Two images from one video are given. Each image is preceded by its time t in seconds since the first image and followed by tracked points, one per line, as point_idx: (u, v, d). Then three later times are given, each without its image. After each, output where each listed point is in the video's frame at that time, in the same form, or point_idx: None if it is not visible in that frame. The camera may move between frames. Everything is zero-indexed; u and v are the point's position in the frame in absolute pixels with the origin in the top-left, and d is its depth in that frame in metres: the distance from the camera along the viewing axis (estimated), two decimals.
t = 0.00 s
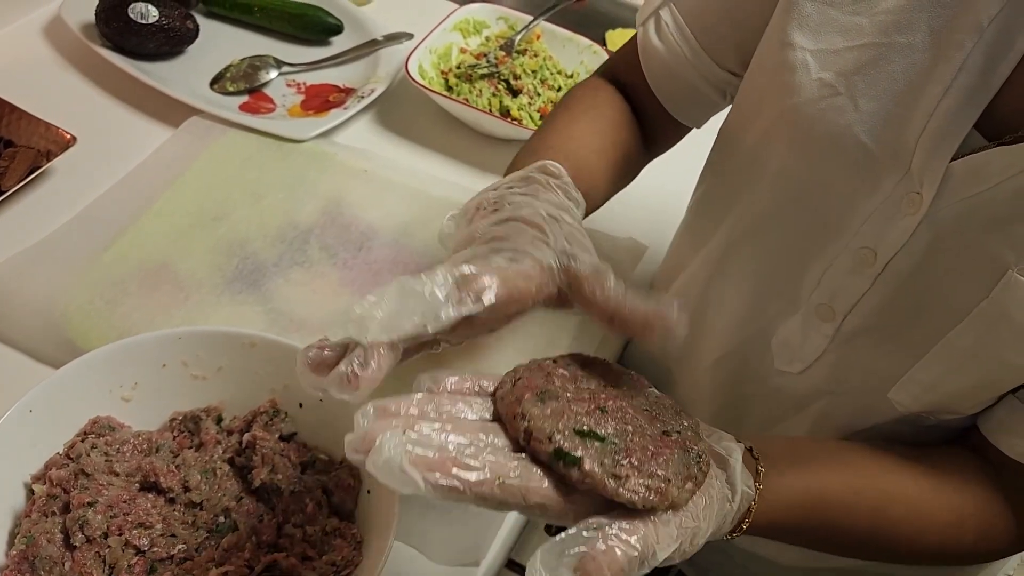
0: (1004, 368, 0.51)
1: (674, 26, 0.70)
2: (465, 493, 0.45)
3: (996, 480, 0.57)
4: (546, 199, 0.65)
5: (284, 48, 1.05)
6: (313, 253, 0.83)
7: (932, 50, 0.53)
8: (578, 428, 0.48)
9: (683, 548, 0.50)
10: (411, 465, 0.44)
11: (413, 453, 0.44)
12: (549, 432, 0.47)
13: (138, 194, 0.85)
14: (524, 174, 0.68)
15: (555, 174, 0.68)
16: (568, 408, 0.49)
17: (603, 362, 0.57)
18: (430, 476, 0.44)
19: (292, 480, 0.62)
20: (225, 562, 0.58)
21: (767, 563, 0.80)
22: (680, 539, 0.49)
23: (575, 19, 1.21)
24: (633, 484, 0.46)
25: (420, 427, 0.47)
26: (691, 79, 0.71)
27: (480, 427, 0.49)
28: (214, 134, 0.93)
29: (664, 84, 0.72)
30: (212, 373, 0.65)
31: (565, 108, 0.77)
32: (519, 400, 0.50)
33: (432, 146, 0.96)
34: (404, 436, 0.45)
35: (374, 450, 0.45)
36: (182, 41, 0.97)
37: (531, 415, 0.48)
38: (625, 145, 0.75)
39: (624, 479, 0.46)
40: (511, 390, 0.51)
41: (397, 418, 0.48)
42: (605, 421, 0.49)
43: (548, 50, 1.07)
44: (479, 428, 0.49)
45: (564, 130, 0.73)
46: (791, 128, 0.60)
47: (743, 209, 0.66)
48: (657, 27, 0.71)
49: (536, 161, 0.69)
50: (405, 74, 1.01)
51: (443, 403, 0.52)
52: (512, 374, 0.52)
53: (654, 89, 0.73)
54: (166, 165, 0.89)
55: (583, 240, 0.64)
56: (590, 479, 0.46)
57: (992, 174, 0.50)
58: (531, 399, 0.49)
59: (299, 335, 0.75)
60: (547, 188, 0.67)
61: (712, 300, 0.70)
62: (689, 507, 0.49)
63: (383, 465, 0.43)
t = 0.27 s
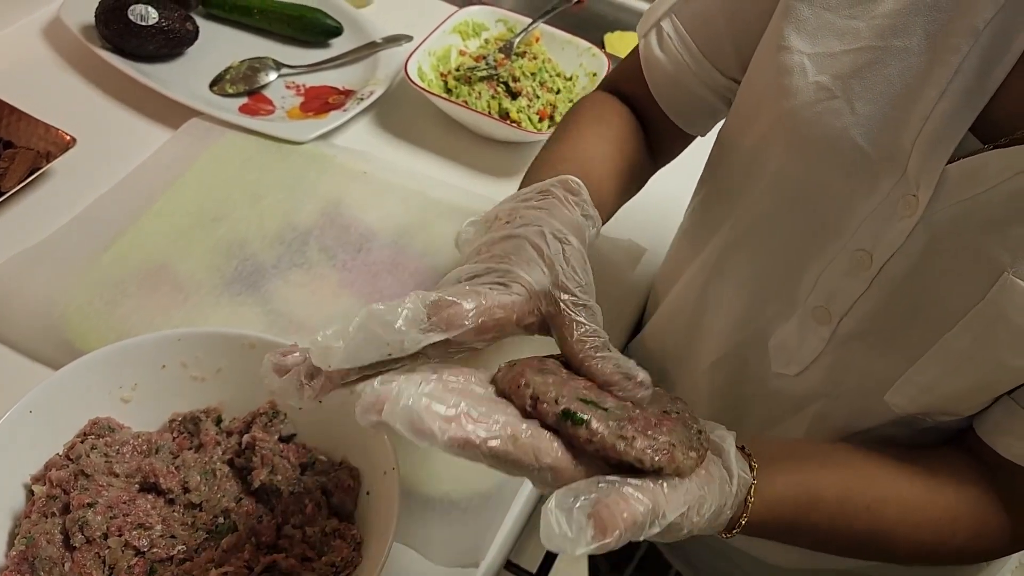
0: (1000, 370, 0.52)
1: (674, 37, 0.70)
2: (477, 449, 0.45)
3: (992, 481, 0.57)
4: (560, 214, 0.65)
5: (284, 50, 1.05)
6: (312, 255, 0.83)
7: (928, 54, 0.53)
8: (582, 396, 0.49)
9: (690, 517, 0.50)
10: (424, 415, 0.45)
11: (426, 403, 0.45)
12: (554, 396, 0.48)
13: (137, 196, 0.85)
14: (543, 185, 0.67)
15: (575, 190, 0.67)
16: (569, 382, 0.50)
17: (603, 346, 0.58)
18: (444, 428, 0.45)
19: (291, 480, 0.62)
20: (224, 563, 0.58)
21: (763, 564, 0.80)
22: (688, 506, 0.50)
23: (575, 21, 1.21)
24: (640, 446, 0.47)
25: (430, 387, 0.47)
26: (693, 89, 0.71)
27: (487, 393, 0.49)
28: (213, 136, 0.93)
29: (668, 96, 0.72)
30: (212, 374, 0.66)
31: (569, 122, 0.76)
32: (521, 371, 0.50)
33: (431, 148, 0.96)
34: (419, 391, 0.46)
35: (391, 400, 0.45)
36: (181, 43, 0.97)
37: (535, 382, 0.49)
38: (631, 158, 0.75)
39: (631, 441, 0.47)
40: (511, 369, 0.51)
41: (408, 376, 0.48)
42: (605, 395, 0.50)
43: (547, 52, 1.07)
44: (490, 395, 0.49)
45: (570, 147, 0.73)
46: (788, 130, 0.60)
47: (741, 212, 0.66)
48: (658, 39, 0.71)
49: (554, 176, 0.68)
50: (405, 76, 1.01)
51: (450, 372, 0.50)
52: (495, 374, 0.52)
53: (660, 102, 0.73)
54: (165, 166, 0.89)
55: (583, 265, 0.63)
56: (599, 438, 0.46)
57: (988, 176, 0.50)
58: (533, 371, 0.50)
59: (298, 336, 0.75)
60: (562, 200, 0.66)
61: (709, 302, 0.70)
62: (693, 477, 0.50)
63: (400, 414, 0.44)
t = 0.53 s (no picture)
0: (997, 374, 0.52)
1: (675, 47, 0.70)
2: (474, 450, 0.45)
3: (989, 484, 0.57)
4: (556, 212, 0.65)
5: (282, 51, 1.05)
6: (311, 256, 0.83)
7: (925, 58, 0.53)
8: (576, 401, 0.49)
9: (682, 518, 0.51)
10: (423, 418, 0.45)
11: (424, 405, 0.45)
12: (549, 401, 0.48)
13: (136, 197, 0.85)
14: (541, 186, 0.67)
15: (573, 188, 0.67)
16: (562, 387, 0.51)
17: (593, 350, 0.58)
18: (440, 430, 0.45)
19: (289, 482, 0.62)
20: (222, 565, 0.58)
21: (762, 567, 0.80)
22: (680, 508, 0.50)
23: (573, 23, 1.21)
24: (633, 452, 0.48)
25: (428, 388, 0.47)
26: (695, 96, 0.70)
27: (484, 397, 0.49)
28: (212, 137, 0.93)
29: (671, 105, 0.72)
30: (210, 376, 0.66)
31: (571, 136, 0.76)
32: (515, 375, 0.50)
33: (430, 149, 0.96)
34: (417, 392, 0.46)
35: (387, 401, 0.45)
36: (180, 44, 0.97)
37: (531, 387, 0.49)
38: (635, 168, 0.75)
39: (625, 446, 0.48)
40: (504, 372, 0.51)
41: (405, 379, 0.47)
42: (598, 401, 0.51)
43: (545, 54, 1.07)
44: (484, 400, 0.49)
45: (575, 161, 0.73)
46: (785, 134, 0.60)
47: (738, 215, 0.66)
48: (660, 50, 0.71)
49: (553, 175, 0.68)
50: (403, 77, 1.01)
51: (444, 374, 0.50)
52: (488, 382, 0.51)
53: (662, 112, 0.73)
54: (163, 168, 0.89)
55: (576, 258, 0.63)
56: (594, 443, 0.47)
57: (984, 181, 0.50)
58: (528, 374, 0.50)
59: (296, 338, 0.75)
60: (560, 199, 0.66)
61: (706, 305, 0.71)
62: (684, 480, 0.51)
63: (398, 413, 0.44)
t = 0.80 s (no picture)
0: (994, 375, 0.52)
1: (673, 52, 0.70)
2: (463, 460, 0.45)
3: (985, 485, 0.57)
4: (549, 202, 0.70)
5: (280, 49, 1.05)
6: (308, 254, 0.83)
7: (921, 58, 0.53)
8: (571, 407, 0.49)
9: (671, 529, 0.51)
10: (412, 428, 0.44)
11: (413, 414, 0.45)
12: (543, 408, 0.48)
13: (133, 195, 0.85)
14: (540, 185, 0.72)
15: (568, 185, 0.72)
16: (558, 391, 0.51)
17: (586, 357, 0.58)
18: (430, 439, 0.45)
19: (285, 481, 0.62)
20: (219, 564, 0.58)
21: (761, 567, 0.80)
22: (670, 518, 0.50)
23: (570, 22, 1.21)
24: (624, 461, 0.48)
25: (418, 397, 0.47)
26: (693, 99, 0.71)
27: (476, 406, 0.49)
28: (208, 135, 0.93)
29: (670, 109, 0.72)
30: (205, 374, 0.66)
31: (571, 145, 0.78)
32: (512, 378, 0.50)
33: (428, 148, 0.96)
34: (407, 401, 0.46)
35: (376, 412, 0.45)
36: (176, 41, 0.97)
37: (525, 392, 0.49)
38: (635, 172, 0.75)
39: (616, 456, 0.48)
40: (503, 375, 0.52)
41: (396, 388, 0.48)
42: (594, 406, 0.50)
43: (543, 52, 1.07)
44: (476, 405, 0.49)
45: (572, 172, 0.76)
46: (781, 135, 0.60)
47: (735, 215, 0.66)
48: (660, 56, 0.71)
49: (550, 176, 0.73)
50: (401, 75, 1.01)
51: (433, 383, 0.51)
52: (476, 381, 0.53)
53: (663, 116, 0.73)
54: (160, 165, 0.89)
55: (566, 244, 0.69)
56: (585, 454, 0.47)
57: (980, 182, 0.50)
58: (524, 378, 0.50)
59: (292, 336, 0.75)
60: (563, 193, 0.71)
61: (702, 304, 0.70)
62: (677, 489, 0.51)
63: (386, 426, 0.44)
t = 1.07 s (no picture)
0: (986, 372, 0.52)
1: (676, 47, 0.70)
2: (454, 487, 0.46)
3: (979, 483, 0.57)
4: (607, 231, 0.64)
5: (278, 46, 1.05)
6: (305, 252, 0.83)
7: (917, 55, 0.53)
8: (567, 428, 0.49)
9: (662, 547, 0.51)
10: (402, 459, 0.45)
11: (403, 445, 0.45)
12: (539, 430, 0.48)
13: (130, 193, 0.85)
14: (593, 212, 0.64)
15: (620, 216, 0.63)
16: (556, 409, 0.50)
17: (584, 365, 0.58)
18: (421, 470, 0.45)
19: (284, 478, 0.62)
20: (217, 560, 0.58)
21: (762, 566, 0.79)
22: (661, 536, 0.50)
23: (569, 19, 1.21)
24: (619, 483, 0.47)
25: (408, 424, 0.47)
26: (693, 94, 0.71)
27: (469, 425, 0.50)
28: (206, 132, 0.93)
29: (676, 105, 0.73)
30: (203, 371, 0.66)
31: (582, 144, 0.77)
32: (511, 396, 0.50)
33: (425, 145, 0.96)
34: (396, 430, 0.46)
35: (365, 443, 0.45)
36: (174, 38, 0.97)
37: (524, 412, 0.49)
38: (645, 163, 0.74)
39: (610, 477, 0.47)
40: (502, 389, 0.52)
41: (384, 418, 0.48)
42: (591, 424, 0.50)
43: (542, 50, 1.07)
44: (469, 427, 0.50)
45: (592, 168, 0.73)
46: (777, 131, 0.60)
47: (731, 211, 0.66)
48: (665, 52, 0.71)
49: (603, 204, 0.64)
50: (399, 73, 1.01)
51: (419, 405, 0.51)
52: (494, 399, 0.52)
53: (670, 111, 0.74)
54: (158, 162, 0.89)
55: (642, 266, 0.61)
56: (580, 476, 0.47)
57: (972, 179, 0.50)
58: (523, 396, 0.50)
59: (290, 334, 0.76)
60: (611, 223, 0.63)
61: (699, 301, 0.70)
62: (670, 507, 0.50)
63: (376, 459, 0.44)
